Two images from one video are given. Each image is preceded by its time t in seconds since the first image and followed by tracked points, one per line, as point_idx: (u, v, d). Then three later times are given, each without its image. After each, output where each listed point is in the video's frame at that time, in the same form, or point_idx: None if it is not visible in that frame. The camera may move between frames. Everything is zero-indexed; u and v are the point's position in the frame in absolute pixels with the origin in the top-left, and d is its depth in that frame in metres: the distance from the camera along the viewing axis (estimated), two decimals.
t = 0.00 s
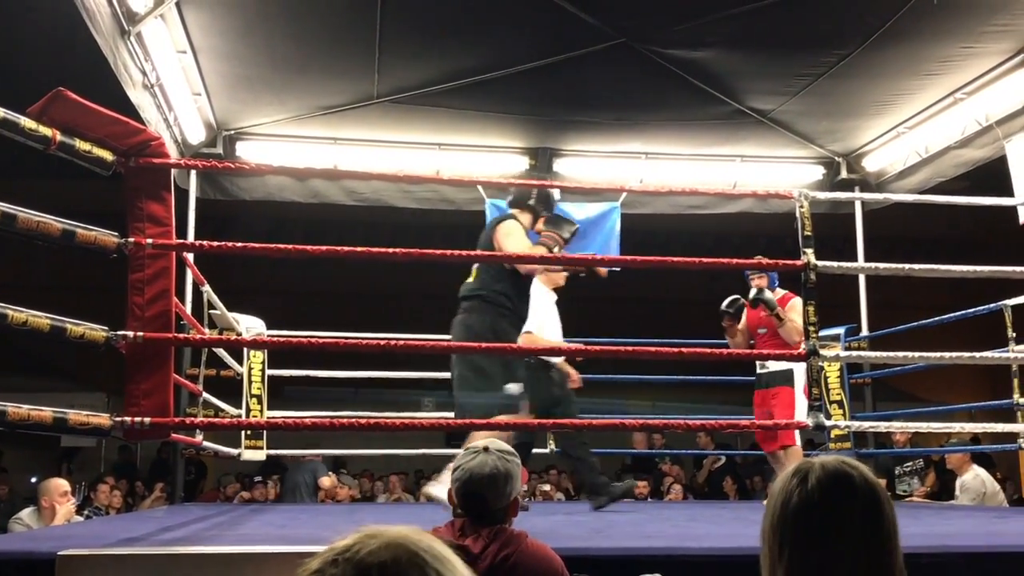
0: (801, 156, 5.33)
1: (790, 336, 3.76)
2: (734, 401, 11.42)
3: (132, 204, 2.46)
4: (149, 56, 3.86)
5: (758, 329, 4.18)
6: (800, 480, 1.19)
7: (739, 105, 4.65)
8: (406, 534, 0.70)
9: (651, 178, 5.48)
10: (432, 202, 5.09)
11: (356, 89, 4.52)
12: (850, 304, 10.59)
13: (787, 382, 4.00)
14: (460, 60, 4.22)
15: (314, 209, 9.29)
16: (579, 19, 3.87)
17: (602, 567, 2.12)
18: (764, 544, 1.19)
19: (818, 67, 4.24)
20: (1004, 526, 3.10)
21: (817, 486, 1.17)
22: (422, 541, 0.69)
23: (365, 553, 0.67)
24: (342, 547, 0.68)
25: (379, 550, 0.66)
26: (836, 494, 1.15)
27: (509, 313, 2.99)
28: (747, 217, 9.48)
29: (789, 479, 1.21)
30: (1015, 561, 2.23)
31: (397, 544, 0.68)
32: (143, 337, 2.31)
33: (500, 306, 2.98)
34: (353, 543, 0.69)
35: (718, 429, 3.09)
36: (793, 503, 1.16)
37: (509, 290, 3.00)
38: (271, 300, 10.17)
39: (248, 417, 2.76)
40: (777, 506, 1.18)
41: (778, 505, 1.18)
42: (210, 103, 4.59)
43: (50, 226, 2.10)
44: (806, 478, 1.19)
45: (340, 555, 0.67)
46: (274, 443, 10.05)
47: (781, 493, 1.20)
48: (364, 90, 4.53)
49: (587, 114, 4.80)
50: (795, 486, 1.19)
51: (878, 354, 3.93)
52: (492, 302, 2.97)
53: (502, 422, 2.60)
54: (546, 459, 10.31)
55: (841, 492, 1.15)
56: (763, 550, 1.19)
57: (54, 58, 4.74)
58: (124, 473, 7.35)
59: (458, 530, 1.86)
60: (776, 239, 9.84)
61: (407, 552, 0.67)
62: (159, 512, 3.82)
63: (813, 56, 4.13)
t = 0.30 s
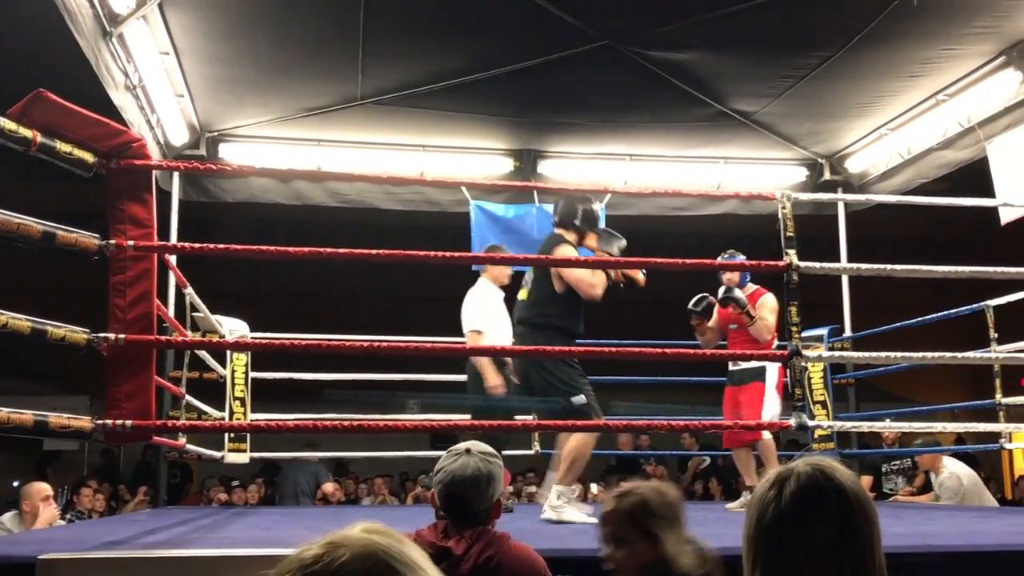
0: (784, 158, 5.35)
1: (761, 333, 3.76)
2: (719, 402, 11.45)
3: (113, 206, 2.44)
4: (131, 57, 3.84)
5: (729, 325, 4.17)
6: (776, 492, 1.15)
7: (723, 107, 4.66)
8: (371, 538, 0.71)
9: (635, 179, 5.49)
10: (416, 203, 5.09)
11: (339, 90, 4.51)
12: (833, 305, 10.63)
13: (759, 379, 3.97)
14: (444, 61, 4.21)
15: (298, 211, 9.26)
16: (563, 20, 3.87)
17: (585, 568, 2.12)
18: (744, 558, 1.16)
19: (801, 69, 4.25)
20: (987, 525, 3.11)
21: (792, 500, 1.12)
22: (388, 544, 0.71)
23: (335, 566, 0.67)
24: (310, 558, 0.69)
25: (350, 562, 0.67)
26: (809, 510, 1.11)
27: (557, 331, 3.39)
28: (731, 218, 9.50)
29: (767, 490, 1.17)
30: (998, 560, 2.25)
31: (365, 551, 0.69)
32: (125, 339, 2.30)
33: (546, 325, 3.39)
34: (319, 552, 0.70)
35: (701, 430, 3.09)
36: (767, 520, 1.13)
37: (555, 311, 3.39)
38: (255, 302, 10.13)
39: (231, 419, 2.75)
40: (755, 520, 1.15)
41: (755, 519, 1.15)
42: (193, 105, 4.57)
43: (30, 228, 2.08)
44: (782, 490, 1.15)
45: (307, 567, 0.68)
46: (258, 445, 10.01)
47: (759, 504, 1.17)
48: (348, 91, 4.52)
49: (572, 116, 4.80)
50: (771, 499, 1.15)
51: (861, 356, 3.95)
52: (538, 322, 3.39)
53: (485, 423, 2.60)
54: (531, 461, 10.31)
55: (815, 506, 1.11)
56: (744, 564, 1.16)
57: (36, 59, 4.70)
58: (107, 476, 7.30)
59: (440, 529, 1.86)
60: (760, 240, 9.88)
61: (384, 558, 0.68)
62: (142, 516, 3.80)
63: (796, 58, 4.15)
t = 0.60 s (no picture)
0: (761, 158, 5.38)
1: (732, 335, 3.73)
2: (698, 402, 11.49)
3: (89, 209, 2.43)
4: (106, 58, 3.81)
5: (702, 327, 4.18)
6: (763, 494, 1.14)
7: (701, 108, 4.68)
8: (355, 545, 0.69)
9: (614, 180, 5.50)
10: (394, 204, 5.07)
11: (316, 92, 4.50)
12: (811, 305, 10.69)
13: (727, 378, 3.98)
14: (422, 61, 4.20)
15: (277, 213, 9.23)
16: (541, 22, 3.88)
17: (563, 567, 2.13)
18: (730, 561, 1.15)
19: (778, 69, 4.28)
20: (963, 522, 3.14)
21: (780, 503, 1.12)
22: (373, 550, 0.69)
23: (315, 569, 0.66)
24: (292, 559, 0.68)
25: (331, 565, 0.66)
26: (796, 513, 1.10)
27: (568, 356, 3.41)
28: (710, 219, 9.53)
29: (753, 492, 1.16)
30: (974, 556, 2.27)
31: (346, 557, 0.67)
32: (101, 342, 2.28)
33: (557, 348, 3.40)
34: (303, 555, 0.68)
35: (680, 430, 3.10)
36: (755, 522, 1.12)
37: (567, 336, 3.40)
38: (234, 304, 10.08)
39: (208, 420, 2.74)
40: (742, 522, 1.14)
41: (742, 521, 1.14)
42: (170, 106, 4.54)
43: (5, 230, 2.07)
44: (769, 493, 1.14)
45: (289, 569, 0.67)
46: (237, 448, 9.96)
47: (744, 507, 1.16)
48: (325, 92, 4.51)
49: (551, 117, 4.81)
50: (758, 501, 1.14)
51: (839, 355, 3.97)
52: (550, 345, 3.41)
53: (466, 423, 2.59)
54: (511, 461, 10.30)
55: (804, 509, 1.11)
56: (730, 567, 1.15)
57: (10, 61, 4.66)
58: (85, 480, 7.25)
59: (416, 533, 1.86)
60: (739, 240, 9.92)
61: (366, 561, 0.68)
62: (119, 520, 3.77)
63: (773, 58, 4.17)
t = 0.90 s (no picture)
0: (736, 157, 5.41)
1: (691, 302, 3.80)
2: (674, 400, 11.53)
3: (60, 208, 2.40)
4: (77, 57, 3.77)
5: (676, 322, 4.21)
6: (750, 491, 1.12)
7: (676, 107, 4.70)
8: (342, 545, 0.69)
9: (590, 178, 5.51)
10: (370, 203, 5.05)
11: (291, 90, 4.48)
12: (786, 302, 10.75)
13: (700, 373, 4.01)
14: (397, 60, 4.19)
15: (252, 212, 9.18)
16: (517, 21, 3.88)
17: (539, 566, 2.14)
18: (715, 559, 1.13)
19: (752, 69, 4.30)
20: (933, 517, 3.17)
21: (766, 500, 1.10)
22: (359, 551, 0.69)
23: (300, 569, 0.66)
24: (278, 559, 0.67)
25: (318, 565, 0.66)
26: (782, 510, 1.09)
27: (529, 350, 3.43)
28: (685, 218, 9.56)
29: (738, 488, 1.15)
30: (944, 551, 2.29)
31: (335, 557, 0.67)
32: (73, 343, 2.26)
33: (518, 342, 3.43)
34: (289, 555, 0.68)
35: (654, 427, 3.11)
36: (742, 519, 1.10)
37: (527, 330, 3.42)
38: (209, 304, 10.02)
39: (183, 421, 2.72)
40: (728, 520, 1.12)
41: (727, 519, 1.12)
42: (142, 105, 4.52)
43: None
44: (755, 489, 1.12)
45: (274, 569, 0.66)
46: (212, 448, 9.91)
47: (729, 502, 1.14)
48: (300, 91, 4.49)
49: (526, 116, 4.81)
50: (744, 497, 1.12)
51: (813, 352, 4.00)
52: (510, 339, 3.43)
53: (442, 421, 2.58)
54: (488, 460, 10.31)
55: (792, 507, 1.09)
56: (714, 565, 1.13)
57: None
58: (58, 482, 7.19)
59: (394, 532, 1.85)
60: (714, 238, 9.96)
61: (351, 562, 0.67)
62: (93, 521, 3.74)
63: (747, 58, 4.19)
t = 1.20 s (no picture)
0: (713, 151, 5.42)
1: (677, 322, 3.87)
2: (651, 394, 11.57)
3: (32, 204, 2.38)
4: (49, 52, 3.73)
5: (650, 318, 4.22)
6: (731, 484, 1.12)
7: (652, 101, 4.70)
8: (316, 539, 0.69)
9: (567, 173, 5.51)
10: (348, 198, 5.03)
11: (267, 85, 4.45)
12: (762, 296, 10.80)
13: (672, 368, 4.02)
14: (373, 54, 4.17)
15: (227, 207, 9.12)
16: (493, 15, 3.87)
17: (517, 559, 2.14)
18: (698, 553, 1.13)
19: (728, 63, 4.31)
20: (909, 508, 3.20)
21: (748, 493, 1.10)
22: (334, 544, 0.69)
23: (274, 564, 0.65)
24: (252, 554, 0.67)
25: (291, 560, 0.66)
26: (765, 503, 1.09)
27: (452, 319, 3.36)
28: (662, 212, 9.58)
29: (719, 480, 1.15)
30: (919, 543, 2.31)
31: (306, 552, 0.67)
32: (45, 339, 2.23)
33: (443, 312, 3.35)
34: (264, 549, 0.68)
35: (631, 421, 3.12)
36: (725, 513, 1.10)
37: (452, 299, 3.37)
38: (184, 300, 9.95)
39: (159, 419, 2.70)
40: (710, 514, 1.12)
41: (709, 513, 1.12)
42: (116, 100, 4.48)
43: None
44: (737, 482, 1.12)
45: (247, 565, 0.66)
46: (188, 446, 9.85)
47: (711, 495, 1.14)
48: (275, 85, 4.46)
49: (503, 110, 4.80)
50: (726, 490, 1.12)
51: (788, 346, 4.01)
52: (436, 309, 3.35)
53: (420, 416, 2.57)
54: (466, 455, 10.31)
55: (773, 500, 1.09)
56: (696, 559, 1.13)
57: None
58: (32, 481, 7.13)
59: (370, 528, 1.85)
60: (690, 232, 9.99)
61: (327, 557, 0.67)
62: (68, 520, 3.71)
63: (723, 52, 4.20)
